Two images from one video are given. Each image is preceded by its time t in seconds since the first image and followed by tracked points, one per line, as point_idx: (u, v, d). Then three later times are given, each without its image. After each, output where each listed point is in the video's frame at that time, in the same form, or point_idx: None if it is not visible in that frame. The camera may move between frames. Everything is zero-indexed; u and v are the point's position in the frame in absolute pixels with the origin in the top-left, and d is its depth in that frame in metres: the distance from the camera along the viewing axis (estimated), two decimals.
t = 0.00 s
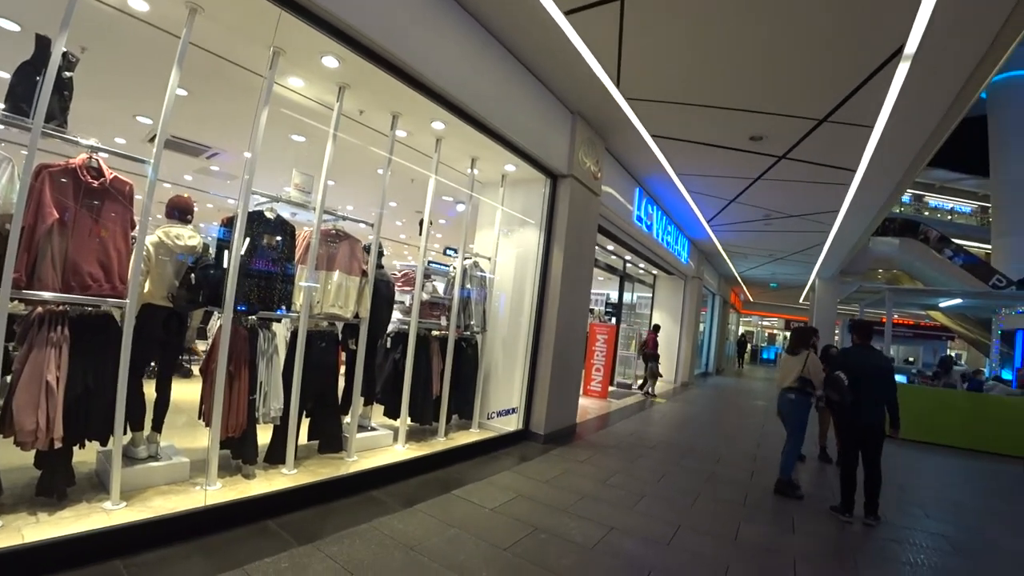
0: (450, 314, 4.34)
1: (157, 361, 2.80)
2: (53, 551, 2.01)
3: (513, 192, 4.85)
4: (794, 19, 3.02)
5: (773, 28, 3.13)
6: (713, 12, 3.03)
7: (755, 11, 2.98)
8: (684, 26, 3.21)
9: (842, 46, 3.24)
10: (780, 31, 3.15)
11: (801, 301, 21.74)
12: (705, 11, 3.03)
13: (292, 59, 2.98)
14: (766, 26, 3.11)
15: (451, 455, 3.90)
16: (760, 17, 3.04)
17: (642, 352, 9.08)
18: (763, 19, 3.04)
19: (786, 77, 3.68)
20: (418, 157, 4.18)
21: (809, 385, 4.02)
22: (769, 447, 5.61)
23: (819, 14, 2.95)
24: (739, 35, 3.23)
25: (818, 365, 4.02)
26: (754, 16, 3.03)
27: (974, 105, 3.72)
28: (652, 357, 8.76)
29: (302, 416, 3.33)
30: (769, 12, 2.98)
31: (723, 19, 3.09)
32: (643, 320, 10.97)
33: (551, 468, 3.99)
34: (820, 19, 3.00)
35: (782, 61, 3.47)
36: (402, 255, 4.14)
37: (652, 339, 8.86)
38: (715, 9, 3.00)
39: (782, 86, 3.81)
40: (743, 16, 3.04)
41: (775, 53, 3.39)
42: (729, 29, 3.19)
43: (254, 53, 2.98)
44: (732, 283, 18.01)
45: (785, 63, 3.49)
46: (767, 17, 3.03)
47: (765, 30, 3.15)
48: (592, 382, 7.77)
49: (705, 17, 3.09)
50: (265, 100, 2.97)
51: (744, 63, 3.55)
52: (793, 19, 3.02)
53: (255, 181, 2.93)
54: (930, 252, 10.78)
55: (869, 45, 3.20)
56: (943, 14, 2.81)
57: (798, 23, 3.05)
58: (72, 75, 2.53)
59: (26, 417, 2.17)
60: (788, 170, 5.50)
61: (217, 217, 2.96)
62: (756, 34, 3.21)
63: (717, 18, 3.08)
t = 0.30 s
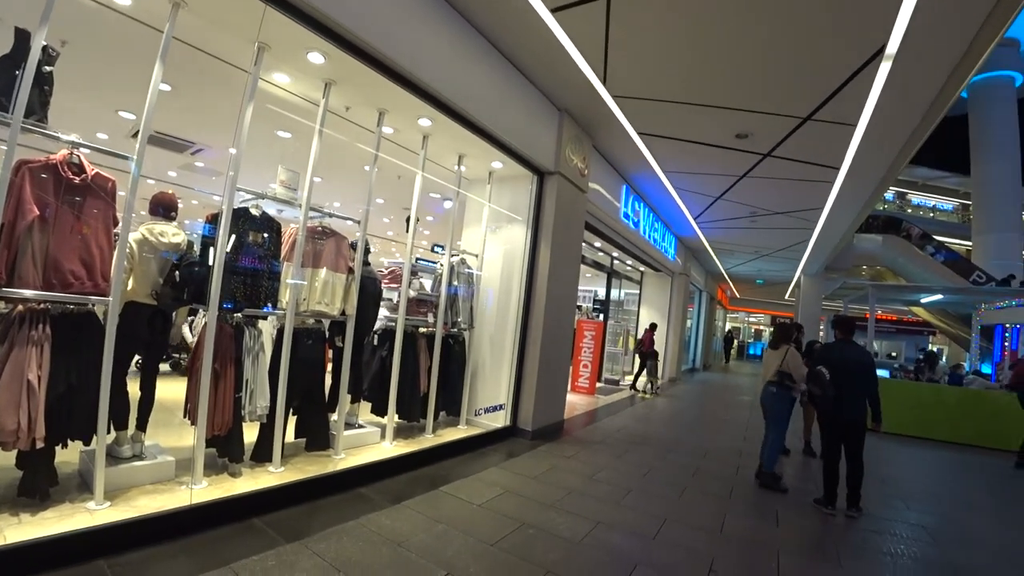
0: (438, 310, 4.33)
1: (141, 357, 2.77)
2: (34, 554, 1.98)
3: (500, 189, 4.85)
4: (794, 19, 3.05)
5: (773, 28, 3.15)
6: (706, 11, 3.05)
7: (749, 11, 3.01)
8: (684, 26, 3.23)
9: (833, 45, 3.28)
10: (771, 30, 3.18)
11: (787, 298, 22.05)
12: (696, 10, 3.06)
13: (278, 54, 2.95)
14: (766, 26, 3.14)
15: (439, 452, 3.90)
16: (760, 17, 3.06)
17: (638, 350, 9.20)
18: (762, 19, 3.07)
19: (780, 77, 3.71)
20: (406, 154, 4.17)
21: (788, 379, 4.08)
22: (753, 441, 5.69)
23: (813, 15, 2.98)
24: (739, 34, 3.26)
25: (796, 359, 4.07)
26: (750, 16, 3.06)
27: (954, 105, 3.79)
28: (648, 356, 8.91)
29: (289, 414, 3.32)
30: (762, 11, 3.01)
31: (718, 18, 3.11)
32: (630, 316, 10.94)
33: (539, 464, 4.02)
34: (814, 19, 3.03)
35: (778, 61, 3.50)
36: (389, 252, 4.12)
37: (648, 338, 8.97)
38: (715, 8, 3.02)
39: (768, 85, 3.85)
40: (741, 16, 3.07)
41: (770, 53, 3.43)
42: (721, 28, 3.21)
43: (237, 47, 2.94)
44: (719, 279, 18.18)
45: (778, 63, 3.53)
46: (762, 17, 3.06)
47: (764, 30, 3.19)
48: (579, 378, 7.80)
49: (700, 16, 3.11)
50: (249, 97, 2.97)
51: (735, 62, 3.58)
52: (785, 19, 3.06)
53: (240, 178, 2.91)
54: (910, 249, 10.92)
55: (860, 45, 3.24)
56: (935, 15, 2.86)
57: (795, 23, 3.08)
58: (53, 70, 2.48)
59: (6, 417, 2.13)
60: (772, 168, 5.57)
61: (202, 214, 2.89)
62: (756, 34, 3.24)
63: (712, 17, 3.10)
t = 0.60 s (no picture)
0: (425, 310, 4.32)
1: (125, 358, 2.72)
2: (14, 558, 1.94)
3: (487, 188, 4.86)
4: (785, 21, 3.08)
5: (767, 29, 3.18)
6: (701, 10, 3.05)
7: (742, 11, 3.02)
8: (677, 27, 3.26)
9: (823, 46, 3.30)
10: (763, 30, 3.20)
11: (772, 296, 22.33)
12: (688, 10, 3.06)
13: (263, 53, 2.93)
14: (760, 27, 3.16)
15: (426, 452, 3.90)
16: (751, 19, 3.09)
17: (636, 350, 9.30)
18: (755, 20, 3.10)
19: (766, 77, 3.75)
20: (394, 154, 4.18)
21: (768, 376, 4.13)
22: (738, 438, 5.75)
23: (807, 15, 3.00)
24: (732, 35, 3.28)
25: (776, 356, 4.11)
26: (746, 16, 3.06)
27: (934, 106, 3.86)
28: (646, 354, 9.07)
29: (276, 415, 3.30)
30: (755, 12, 3.02)
31: (715, 17, 3.11)
32: (616, 315, 10.99)
33: (527, 463, 4.03)
34: (807, 20, 3.05)
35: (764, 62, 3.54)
36: (376, 252, 4.11)
37: (645, 337, 9.08)
38: (708, 10, 3.05)
39: (754, 85, 3.89)
40: (739, 16, 3.07)
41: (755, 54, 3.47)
42: (714, 28, 3.22)
43: (221, 45, 2.92)
44: (705, 278, 18.37)
45: (768, 64, 3.56)
46: (757, 16, 3.06)
47: (756, 31, 3.22)
48: (567, 377, 7.82)
49: (694, 16, 3.12)
50: (234, 95, 2.95)
51: (728, 62, 3.59)
52: (779, 19, 3.07)
53: (225, 177, 2.91)
54: (892, 248, 11.14)
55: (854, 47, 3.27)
56: (927, 16, 2.89)
57: (792, 24, 3.09)
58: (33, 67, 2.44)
59: None
60: (756, 168, 5.64)
61: (186, 213, 2.88)
62: (747, 35, 3.27)
63: (708, 16, 3.10)
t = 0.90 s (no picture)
0: (412, 310, 4.32)
1: (107, 358, 2.67)
2: None
3: (475, 188, 4.87)
4: (772, 26, 3.12)
5: (753, 32, 3.21)
6: (693, 13, 3.08)
7: (734, 14, 3.05)
8: (665, 30, 3.28)
9: (810, 51, 3.34)
10: (754, 33, 3.22)
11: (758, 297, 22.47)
12: (680, 13, 3.09)
13: (250, 51, 2.92)
14: (747, 30, 3.20)
15: (413, 452, 3.89)
16: (739, 22, 3.13)
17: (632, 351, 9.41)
18: (742, 23, 3.13)
19: (752, 81, 3.80)
20: (381, 153, 4.16)
21: (747, 375, 4.16)
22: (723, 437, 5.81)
23: (796, 20, 3.04)
24: (719, 38, 3.32)
25: (755, 355, 4.19)
26: (738, 19, 3.09)
27: (915, 111, 3.94)
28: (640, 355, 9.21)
29: (261, 415, 3.28)
30: (745, 16, 3.05)
31: (709, 19, 3.12)
32: (604, 316, 11.03)
33: (513, 463, 4.04)
34: (798, 24, 3.08)
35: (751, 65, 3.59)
36: (364, 251, 4.08)
37: (640, 338, 9.16)
38: (695, 13, 3.08)
39: (740, 88, 3.94)
40: (732, 19, 3.09)
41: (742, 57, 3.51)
42: (704, 31, 3.24)
43: (206, 42, 2.89)
44: (692, 279, 18.52)
45: (754, 67, 3.60)
46: (748, 21, 3.10)
47: (743, 35, 3.25)
48: (554, 377, 7.85)
49: (688, 18, 3.14)
50: (220, 93, 2.93)
51: (717, 64, 3.62)
52: (770, 23, 3.10)
53: (210, 175, 2.88)
54: (874, 249, 11.40)
55: (841, 52, 3.32)
56: (912, 22, 2.95)
57: (780, 28, 3.13)
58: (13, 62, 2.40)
59: None
60: (741, 170, 5.72)
61: (170, 211, 2.84)
62: (734, 39, 3.31)
63: (700, 19, 3.13)
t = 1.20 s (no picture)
0: (398, 311, 4.32)
1: (86, 360, 2.62)
2: None
3: (461, 189, 4.87)
4: (757, 31, 3.17)
5: (739, 37, 3.26)
6: (681, 17, 3.11)
7: (720, 19, 3.09)
8: (652, 34, 3.31)
9: (793, 56, 3.41)
10: (736, 39, 3.28)
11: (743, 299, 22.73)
12: (668, 18, 3.12)
13: (236, 49, 2.89)
14: (732, 34, 3.24)
15: (398, 453, 3.88)
16: (725, 27, 3.17)
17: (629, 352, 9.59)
18: (729, 27, 3.17)
19: (737, 85, 3.86)
20: (366, 153, 4.14)
21: (731, 375, 4.22)
22: (706, 437, 5.88)
23: (780, 26, 3.09)
24: (705, 43, 3.36)
25: (739, 356, 4.24)
26: (725, 24, 3.14)
27: (895, 118, 4.03)
28: (640, 356, 9.34)
29: (245, 417, 3.26)
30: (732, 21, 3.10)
31: (696, 24, 3.17)
32: (590, 317, 11.06)
33: (499, 463, 4.05)
34: (783, 30, 3.13)
35: (735, 70, 3.64)
36: (349, 252, 4.11)
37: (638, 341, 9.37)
38: (682, 17, 3.12)
39: (726, 92, 3.99)
40: (720, 24, 3.14)
41: (728, 62, 3.56)
42: (691, 35, 3.29)
43: (190, 40, 2.85)
44: (678, 280, 18.70)
45: (739, 71, 3.66)
46: (734, 26, 3.15)
47: (729, 39, 3.29)
48: (540, 378, 7.88)
49: (676, 23, 3.18)
50: (204, 91, 2.90)
51: (703, 69, 3.67)
52: (755, 29, 3.15)
53: (194, 174, 2.83)
54: (858, 252, 11.58)
55: (824, 58, 3.38)
56: (893, 30, 3.01)
57: (765, 33, 3.18)
58: None
59: None
60: (726, 173, 5.78)
61: (153, 210, 2.82)
62: (720, 43, 3.35)
63: (687, 23, 3.17)
